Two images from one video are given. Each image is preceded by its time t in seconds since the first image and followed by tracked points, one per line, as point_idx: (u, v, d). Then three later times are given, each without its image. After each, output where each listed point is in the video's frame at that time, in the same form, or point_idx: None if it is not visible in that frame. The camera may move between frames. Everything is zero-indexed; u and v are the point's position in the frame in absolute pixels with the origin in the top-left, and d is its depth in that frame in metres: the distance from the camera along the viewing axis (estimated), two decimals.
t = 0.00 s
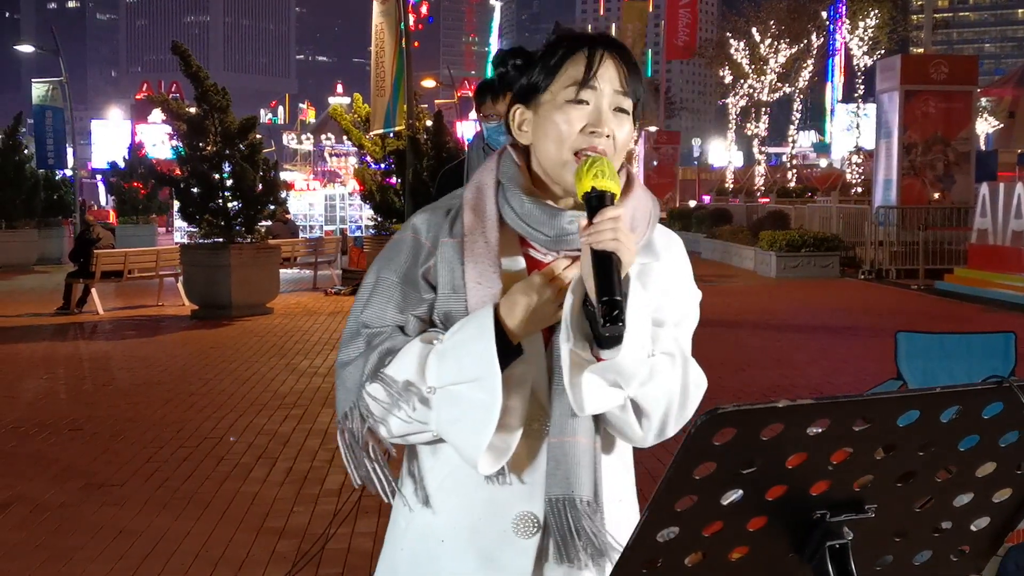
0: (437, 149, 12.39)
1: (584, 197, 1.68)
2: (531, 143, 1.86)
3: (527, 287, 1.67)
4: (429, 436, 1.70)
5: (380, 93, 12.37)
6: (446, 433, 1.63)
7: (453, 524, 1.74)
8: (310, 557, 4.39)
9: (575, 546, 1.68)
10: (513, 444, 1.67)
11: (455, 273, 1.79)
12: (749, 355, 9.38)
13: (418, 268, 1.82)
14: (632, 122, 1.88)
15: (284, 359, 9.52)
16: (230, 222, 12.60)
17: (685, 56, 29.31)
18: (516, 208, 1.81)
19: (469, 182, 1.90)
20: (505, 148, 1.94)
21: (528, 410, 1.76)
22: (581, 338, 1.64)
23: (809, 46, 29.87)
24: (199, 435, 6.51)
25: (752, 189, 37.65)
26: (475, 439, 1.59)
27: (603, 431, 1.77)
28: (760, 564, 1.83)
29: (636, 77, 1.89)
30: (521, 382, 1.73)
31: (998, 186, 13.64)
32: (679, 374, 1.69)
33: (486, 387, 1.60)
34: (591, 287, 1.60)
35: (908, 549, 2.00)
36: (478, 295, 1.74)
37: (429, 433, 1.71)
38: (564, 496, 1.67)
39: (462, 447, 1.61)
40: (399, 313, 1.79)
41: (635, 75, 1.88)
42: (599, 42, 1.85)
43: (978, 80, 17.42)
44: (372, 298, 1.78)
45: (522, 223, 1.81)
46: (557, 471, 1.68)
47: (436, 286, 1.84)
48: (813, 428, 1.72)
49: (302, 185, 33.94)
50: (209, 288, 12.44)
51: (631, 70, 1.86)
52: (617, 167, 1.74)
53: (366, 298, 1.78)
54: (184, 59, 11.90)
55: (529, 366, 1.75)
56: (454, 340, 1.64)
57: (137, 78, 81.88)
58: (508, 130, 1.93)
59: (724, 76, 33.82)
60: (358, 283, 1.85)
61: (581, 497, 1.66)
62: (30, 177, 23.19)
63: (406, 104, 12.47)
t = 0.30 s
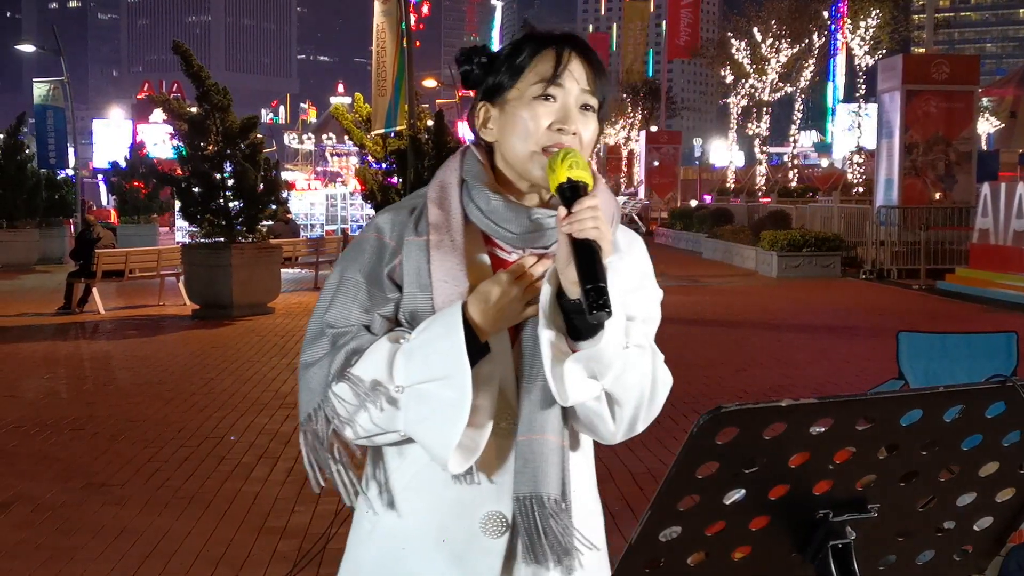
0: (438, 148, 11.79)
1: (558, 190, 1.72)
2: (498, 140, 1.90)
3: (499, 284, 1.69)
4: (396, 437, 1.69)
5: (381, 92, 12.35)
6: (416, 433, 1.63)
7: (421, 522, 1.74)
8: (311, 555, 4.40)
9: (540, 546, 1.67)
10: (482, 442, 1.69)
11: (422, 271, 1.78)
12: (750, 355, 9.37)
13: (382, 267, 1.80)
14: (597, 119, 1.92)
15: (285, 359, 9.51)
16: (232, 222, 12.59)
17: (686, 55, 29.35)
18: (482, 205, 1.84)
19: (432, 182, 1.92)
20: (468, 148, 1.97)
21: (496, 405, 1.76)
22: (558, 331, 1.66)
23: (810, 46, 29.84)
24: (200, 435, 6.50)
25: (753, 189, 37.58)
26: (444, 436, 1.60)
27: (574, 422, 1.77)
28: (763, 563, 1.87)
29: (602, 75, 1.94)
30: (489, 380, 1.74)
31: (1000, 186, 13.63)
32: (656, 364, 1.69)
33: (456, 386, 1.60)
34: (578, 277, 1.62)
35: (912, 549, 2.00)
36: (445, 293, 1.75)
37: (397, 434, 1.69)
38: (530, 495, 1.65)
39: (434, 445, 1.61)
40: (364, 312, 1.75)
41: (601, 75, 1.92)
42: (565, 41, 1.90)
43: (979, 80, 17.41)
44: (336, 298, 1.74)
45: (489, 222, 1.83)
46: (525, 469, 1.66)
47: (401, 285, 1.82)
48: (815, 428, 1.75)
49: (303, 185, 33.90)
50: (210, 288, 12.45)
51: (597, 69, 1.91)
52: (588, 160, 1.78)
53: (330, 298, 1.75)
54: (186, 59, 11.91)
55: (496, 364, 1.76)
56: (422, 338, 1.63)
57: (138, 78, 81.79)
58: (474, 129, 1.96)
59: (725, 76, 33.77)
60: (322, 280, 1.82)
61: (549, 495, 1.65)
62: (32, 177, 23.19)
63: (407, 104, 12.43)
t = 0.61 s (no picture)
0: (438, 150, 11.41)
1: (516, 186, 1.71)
2: (460, 142, 1.91)
3: (460, 284, 1.69)
4: (355, 438, 1.69)
5: (381, 92, 12.32)
6: (373, 433, 1.63)
7: (381, 521, 1.74)
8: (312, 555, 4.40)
9: (495, 549, 1.66)
10: (441, 442, 1.69)
11: (383, 273, 1.78)
12: (750, 355, 9.37)
13: (345, 267, 1.81)
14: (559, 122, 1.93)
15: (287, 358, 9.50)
16: (233, 222, 12.57)
17: (687, 54, 29.37)
18: (444, 206, 1.83)
19: (397, 183, 1.92)
20: (434, 151, 1.97)
21: (457, 405, 1.76)
22: (516, 330, 1.65)
23: (811, 46, 29.82)
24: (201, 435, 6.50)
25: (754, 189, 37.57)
26: (401, 436, 1.60)
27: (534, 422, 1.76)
28: (762, 563, 1.88)
29: (564, 78, 1.94)
30: (451, 380, 1.75)
31: (1000, 186, 13.64)
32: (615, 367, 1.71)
33: (412, 387, 1.61)
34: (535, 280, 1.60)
35: (912, 548, 2.00)
36: (406, 294, 1.75)
37: (357, 435, 1.70)
38: (488, 496, 1.65)
39: (389, 445, 1.62)
40: (325, 314, 1.77)
41: (563, 76, 1.94)
42: (526, 43, 1.92)
43: (981, 80, 17.40)
44: (299, 299, 1.76)
45: (451, 222, 1.82)
46: (484, 470, 1.67)
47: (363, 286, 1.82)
48: (817, 428, 1.76)
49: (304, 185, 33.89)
50: (210, 286, 12.46)
51: (559, 71, 1.92)
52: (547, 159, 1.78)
53: (293, 299, 1.77)
54: (186, 58, 11.92)
55: (458, 365, 1.77)
56: (381, 340, 1.64)
57: (139, 78, 81.79)
58: (439, 132, 1.97)
59: (726, 76, 33.74)
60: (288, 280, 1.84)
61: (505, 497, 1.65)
62: (32, 176, 23.20)
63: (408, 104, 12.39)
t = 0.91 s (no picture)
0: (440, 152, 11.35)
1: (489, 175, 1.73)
2: (432, 142, 1.93)
3: (431, 286, 1.70)
4: (327, 444, 1.71)
5: (382, 93, 12.27)
6: (343, 437, 1.65)
7: (355, 525, 1.75)
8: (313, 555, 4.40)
9: (466, 551, 1.68)
10: (411, 447, 1.71)
11: (353, 275, 1.80)
12: (751, 355, 9.36)
13: (317, 273, 1.85)
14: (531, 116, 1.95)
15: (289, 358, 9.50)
16: (233, 221, 12.57)
17: (688, 54, 29.35)
18: (416, 209, 1.85)
19: (369, 189, 1.95)
20: (407, 157, 1.99)
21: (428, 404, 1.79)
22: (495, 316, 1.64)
23: (812, 46, 29.77)
24: (203, 434, 6.51)
25: (755, 189, 37.50)
26: (369, 439, 1.62)
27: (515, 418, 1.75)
28: (760, 564, 1.88)
29: (531, 74, 1.97)
30: (420, 384, 1.77)
31: (1001, 187, 13.64)
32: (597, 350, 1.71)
33: (379, 392, 1.62)
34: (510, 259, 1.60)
35: (912, 548, 2.00)
36: (376, 296, 1.76)
37: (329, 440, 1.72)
38: (455, 497, 1.67)
39: (356, 449, 1.63)
40: (297, 320, 1.80)
41: (531, 69, 1.96)
42: (492, 41, 1.94)
43: (981, 79, 17.39)
44: (271, 304, 1.80)
45: (421, 224, 1.84)
46: (453, 471, 1.68)
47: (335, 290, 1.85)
48: (816, 428, 1.76)
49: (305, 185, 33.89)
50: (211, 286, 12.45)
51: (527, 66, 1.95)
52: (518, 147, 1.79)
53: (266, 304, 1.80)
54: (187, 59, 11.93)
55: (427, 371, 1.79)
56: (350, 344, 1.66)
57: (140, 77, 81.69)
58: (411, 136, 1.99)
59: (727, 76, 33.62)
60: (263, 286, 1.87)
61: (470, 498, 1.66)
62: (33, 175, 23.20)
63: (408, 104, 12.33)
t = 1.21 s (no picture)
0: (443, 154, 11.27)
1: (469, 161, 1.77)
2: (406, 140, 1.96)
3: (417, 285, 1.71)
4: (321, 449, 1.72)
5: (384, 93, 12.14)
6: (336, 442, 1.66)
7: (354, 530, 1.77)
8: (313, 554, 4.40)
9: (466, 547, 1.70)
10: (403, 447, 1.71)
11: (336, 279, 1.83)
12: (752, 354, 9.36)
13: (299, 279, 1.87)
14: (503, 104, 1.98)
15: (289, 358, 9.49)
16: (235, 221, 12.57)
17: (689, 54, 29.33)
18: (395, 206, 1.88)
19: (347, 194, 1.98)
20: (383, 156, 2.02)
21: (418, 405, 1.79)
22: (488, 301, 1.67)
23: (814, 46, 29.84)
24: (203, 434, 6.50)
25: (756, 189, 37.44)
26: (362, 441, 1.63)
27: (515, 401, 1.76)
28: (761, 564, 1.88)
29: (500, 63, 2.00)
30: (411, 381, 1.78)
31: (1003, 187, 13.64)
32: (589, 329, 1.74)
33: (369, 394, 1.63)
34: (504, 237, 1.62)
35: (912, 548, 2.01)
36: (359, 299, 1.78)
37: (322, 448, 1.74)
38: (452, 493, 1.69)
39: (350, 452, 1.64)
40: (283, 328, 1.83)
41: (500, 60, 2.00)
42: (459, 35, 1.98)
43: (983, 79, 17.37)
44: (257, 314, 1.82)
45: (402, 222, 1.87)
46: (448, 469, 1.70)
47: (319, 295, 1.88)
48: (817, 429, 1.76)
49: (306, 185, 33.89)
50: (211, 286, 12.43)
51: (494, 56, 1.99)
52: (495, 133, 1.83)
53: (250, 314, 1.82)
54: (189, 59, 11.93)
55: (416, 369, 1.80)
56: (335, 348, 1.68)
57: (141, 76, 81.60)
58: (385, 137, 2.02)
59: (728, 76, 33.58)
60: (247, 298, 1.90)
61: (466, 492, 1.68)
62: (35, 175, 23.25)
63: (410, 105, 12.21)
